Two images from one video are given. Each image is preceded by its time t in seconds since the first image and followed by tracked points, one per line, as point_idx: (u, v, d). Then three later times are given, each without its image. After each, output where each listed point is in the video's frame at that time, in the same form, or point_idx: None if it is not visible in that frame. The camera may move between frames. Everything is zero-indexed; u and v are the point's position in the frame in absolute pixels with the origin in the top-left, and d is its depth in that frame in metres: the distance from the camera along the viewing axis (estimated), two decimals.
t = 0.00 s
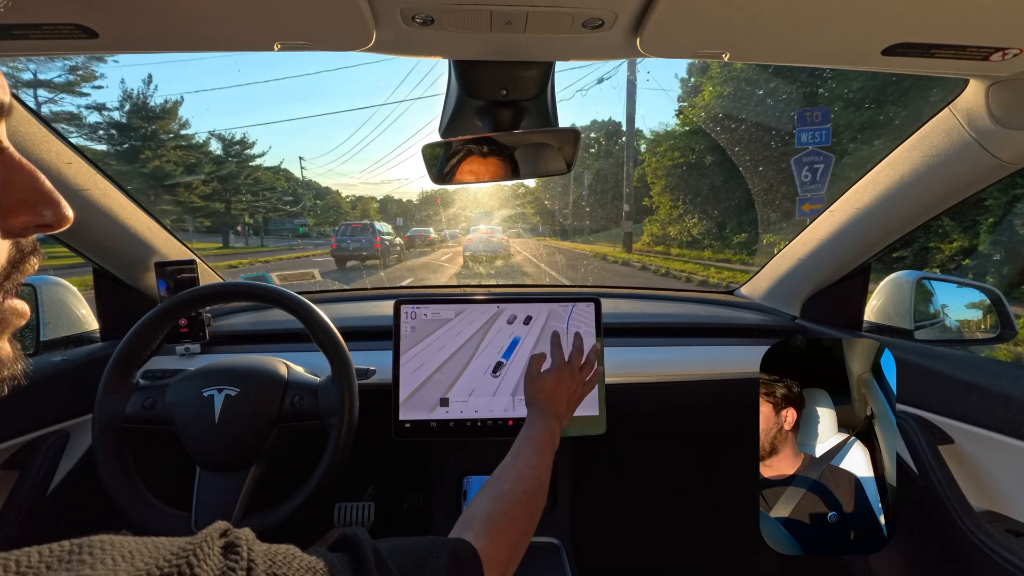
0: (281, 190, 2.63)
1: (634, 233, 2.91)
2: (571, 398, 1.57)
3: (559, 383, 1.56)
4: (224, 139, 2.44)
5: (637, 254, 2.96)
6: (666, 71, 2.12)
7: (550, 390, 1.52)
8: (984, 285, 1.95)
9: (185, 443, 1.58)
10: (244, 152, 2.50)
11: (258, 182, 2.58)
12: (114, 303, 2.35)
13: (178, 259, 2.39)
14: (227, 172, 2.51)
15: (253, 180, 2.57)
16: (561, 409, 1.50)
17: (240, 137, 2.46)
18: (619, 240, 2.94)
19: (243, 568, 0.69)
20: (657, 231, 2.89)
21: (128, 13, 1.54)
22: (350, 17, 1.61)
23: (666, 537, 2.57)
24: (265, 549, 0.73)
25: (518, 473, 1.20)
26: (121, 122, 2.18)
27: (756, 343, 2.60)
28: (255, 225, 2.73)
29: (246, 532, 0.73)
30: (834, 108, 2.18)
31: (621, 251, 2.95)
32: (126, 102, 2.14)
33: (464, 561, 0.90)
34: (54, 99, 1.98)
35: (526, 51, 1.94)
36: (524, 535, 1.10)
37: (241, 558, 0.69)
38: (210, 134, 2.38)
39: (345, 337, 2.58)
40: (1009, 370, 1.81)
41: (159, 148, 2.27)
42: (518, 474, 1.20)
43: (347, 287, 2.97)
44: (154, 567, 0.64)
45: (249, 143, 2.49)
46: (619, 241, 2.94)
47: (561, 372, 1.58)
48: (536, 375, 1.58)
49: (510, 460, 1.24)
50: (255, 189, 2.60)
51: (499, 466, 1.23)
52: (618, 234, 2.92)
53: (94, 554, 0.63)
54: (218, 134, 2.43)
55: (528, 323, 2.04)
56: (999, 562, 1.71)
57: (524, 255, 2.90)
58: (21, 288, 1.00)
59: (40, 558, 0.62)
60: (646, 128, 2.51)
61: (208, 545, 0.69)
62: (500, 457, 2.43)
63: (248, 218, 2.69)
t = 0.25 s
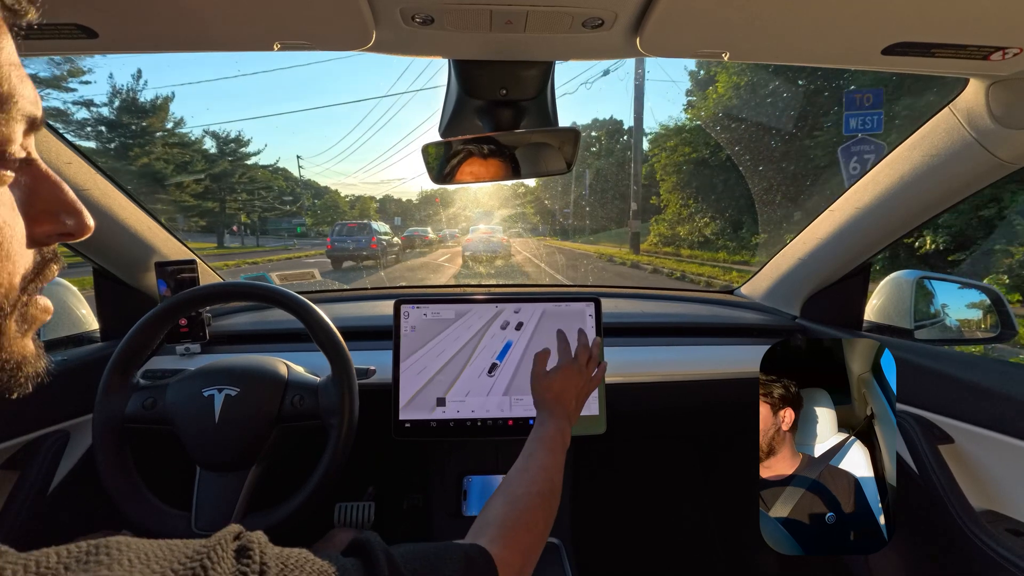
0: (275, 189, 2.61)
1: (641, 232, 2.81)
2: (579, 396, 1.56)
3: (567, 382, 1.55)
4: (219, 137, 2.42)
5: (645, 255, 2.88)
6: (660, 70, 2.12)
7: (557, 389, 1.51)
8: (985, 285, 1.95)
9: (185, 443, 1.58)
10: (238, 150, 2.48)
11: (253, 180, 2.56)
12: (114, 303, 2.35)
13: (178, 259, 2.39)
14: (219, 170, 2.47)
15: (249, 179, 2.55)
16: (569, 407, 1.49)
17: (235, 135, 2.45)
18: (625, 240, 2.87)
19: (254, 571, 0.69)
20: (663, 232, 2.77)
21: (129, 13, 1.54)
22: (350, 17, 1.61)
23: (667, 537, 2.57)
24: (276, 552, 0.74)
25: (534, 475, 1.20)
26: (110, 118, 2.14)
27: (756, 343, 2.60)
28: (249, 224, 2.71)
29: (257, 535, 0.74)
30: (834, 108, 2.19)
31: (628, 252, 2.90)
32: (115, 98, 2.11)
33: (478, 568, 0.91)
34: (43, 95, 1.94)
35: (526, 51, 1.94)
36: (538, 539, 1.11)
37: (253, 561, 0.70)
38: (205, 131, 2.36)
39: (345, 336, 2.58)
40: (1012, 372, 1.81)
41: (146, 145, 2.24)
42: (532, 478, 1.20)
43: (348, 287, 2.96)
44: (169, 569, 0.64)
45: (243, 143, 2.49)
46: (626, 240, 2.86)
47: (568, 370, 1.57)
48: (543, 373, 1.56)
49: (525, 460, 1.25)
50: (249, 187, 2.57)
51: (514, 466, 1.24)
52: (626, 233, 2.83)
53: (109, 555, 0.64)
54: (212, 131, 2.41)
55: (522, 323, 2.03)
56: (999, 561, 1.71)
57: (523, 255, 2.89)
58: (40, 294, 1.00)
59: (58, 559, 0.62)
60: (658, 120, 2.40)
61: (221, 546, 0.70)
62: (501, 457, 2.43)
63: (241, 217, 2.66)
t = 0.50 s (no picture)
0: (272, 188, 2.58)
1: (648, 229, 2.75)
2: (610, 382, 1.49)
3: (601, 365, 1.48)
4: (212, 134, 2.39)
5: (652, 256, 2.84)
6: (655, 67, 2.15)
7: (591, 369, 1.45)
8: (986, 284, 1.95)
9: (186, 443, 1.58)
10: (233, 149, 2.46)
11: (249, 179, 2.53)
12: (115, 303, 2.35)
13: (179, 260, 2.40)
14: (212, 169, 2.43)
15: (244, 179, 2.52)
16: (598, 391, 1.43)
17: (230, 132, 2.43)
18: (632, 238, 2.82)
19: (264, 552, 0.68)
20: (670, 231, 2.75)
21: (130, 14, 1.55)
22: (350, 17, 1.61)
23: (667, 536, 2.57)
24: (287, 533, 0.73)
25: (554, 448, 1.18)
26: (97, 114, 2.10)
27: (756, 342, 2.60)
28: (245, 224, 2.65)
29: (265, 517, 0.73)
30: (835, 106, 2.19)
31: (636, 254, 2.85)
32: (104, 94, 2.07)
33: (480, 531, 0.88)
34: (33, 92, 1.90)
35: (526, 50, 1.93)
36: (551, 510, 1.08)
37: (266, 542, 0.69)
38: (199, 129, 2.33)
39: (346, 336, 2.58)
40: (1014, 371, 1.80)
41: (136, 144, 2.21)
42: (552, 446, 1.19)
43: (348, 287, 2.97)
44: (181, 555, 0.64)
45: (237, 140, 2.46)
46: (634, 240, 2.80)
47: (607, 354, 1.50)
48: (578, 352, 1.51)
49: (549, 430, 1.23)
50: (244, 185, 2.53)
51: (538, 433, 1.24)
52: (632, 231, 2.78)
53: (121, 545, 0.63)
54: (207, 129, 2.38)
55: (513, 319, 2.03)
56: (1000, 560, 1.71)
57: (523, 255, 2.88)
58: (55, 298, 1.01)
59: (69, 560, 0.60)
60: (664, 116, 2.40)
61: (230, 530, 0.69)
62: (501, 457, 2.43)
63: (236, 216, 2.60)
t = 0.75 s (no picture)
0: (269, 187, 2.61)
1: (654, 229, 2.79)
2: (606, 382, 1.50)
3: (601, 365, 1.49)
4: (206, 133, 2.43)
5: (661, 257, 2.87)
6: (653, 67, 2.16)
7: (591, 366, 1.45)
8: (987, 285, 1.95)
9: (186, 442, 1.58)
10: (229, 147, 2.51)
11: (245, 178, 2.56)
12: (115, 303, 2.35)
13: (179, 259, 2.40)
14: (206, 167, 2.48)
15: (239, 177, 2.55)
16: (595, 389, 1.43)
17: (226, 131, 2.47)
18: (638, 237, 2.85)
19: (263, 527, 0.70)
20: (676, 232, 2.76)
21: (130, 14, 1.55)
22: (350, 17, 1.61)
23: (667, 536, 2.57)
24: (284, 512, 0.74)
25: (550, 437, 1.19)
26: (88, 111, 2.13)
27: (757, 342, 2.60)
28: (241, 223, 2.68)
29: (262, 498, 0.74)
30: (835, 106, 2.19)
31: (643, 255, 2.89)
32: (94, 90, 2.09)
33: (470, 517, 0.88)
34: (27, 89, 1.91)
35: (526, 50, 1.93)
36: (541, 500, 1.08)
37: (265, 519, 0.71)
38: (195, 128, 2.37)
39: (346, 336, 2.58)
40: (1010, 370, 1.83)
41: (126, 141, 2.25)
42: (548, 437, 1.19)
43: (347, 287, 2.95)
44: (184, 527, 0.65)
45: (234, 138, 2.51)
46: (639, 241, 2.85)
47: (606, 353, 1.51)
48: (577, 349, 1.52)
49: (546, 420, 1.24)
50: (241, 185, 2.56)
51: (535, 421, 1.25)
52: (639, 230, 2.82)
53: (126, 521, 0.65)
54: (202, 128, 2.42)
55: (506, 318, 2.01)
56: (1001, 561, 1.71)
57: (523, 255, 2.87)
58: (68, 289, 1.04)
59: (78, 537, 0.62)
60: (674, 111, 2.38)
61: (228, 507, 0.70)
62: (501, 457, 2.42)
63: (233, 215, 2.64)
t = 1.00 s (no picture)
0: (266, 186, 2.63)
1: (660, 228, 2.79)
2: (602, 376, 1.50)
3: (595, 360, 1.48)
4: (202, 132, 2.48)
5: (667, 259, 2.86)
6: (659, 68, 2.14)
7: (584, 363, 1.45)
8: (987, 285, 1.95)
9: (186, 442, 1.58)
10: (225, 145, 2.55)
11: (241, 177, 2.61)
12: (116, 302, 2.35)
13: (179, 259, 2.40)
14: (201, 166, 2.50)
15: (236, 176, 2.59)
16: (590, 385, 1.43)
17: (220, 130, 2.52)
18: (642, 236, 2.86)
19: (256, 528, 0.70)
20: (682, 232, 2.76)
21: (131, 13, 1.55)
22: (350, 17, 1.61)
23: (668, 535, 2.57)
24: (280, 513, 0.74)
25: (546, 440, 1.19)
26: (78, 107, 2.13)
27: (757, 342, 2.61)
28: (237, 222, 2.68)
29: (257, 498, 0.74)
30: (835, 106, 2.18)
31: (649, 256, 2.88)
32: (85, 86, 2.09)
33: (468, 522, 0.88)
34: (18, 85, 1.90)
35: (526, 50, 1.93)
36: (540, 504, 1.08)
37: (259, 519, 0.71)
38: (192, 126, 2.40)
39: (347, 335, 2.58)
40: (1010, 368, 1.81)
41: (118, 139, 2.25)
42: (545, 440, 1.19)
43: (348, 286, 2.95)
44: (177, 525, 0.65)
45: (230, 137, 2.54)
46: (647, 239, 2.84)
47: (599, 347, 1.51)
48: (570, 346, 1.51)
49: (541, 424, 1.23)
50: (239, 186, 2.61)
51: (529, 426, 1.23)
52: (648, 229, 2.81)
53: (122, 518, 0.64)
54: (197, 126, 2.45)
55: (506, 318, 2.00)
56: (1001, 561, 1.71)
57: (523, 254, 2.87)
58: (72, 295, 1.05)
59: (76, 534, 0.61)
60: (683, 103, 2.36)
61: (223, 507, 0.70)
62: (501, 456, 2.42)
63: (229, 215, 2.65)
